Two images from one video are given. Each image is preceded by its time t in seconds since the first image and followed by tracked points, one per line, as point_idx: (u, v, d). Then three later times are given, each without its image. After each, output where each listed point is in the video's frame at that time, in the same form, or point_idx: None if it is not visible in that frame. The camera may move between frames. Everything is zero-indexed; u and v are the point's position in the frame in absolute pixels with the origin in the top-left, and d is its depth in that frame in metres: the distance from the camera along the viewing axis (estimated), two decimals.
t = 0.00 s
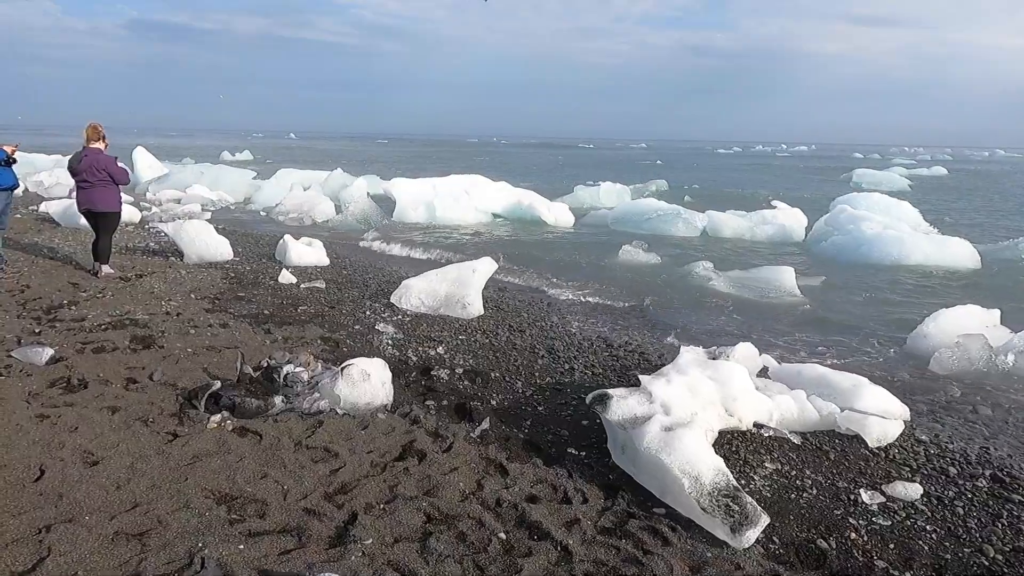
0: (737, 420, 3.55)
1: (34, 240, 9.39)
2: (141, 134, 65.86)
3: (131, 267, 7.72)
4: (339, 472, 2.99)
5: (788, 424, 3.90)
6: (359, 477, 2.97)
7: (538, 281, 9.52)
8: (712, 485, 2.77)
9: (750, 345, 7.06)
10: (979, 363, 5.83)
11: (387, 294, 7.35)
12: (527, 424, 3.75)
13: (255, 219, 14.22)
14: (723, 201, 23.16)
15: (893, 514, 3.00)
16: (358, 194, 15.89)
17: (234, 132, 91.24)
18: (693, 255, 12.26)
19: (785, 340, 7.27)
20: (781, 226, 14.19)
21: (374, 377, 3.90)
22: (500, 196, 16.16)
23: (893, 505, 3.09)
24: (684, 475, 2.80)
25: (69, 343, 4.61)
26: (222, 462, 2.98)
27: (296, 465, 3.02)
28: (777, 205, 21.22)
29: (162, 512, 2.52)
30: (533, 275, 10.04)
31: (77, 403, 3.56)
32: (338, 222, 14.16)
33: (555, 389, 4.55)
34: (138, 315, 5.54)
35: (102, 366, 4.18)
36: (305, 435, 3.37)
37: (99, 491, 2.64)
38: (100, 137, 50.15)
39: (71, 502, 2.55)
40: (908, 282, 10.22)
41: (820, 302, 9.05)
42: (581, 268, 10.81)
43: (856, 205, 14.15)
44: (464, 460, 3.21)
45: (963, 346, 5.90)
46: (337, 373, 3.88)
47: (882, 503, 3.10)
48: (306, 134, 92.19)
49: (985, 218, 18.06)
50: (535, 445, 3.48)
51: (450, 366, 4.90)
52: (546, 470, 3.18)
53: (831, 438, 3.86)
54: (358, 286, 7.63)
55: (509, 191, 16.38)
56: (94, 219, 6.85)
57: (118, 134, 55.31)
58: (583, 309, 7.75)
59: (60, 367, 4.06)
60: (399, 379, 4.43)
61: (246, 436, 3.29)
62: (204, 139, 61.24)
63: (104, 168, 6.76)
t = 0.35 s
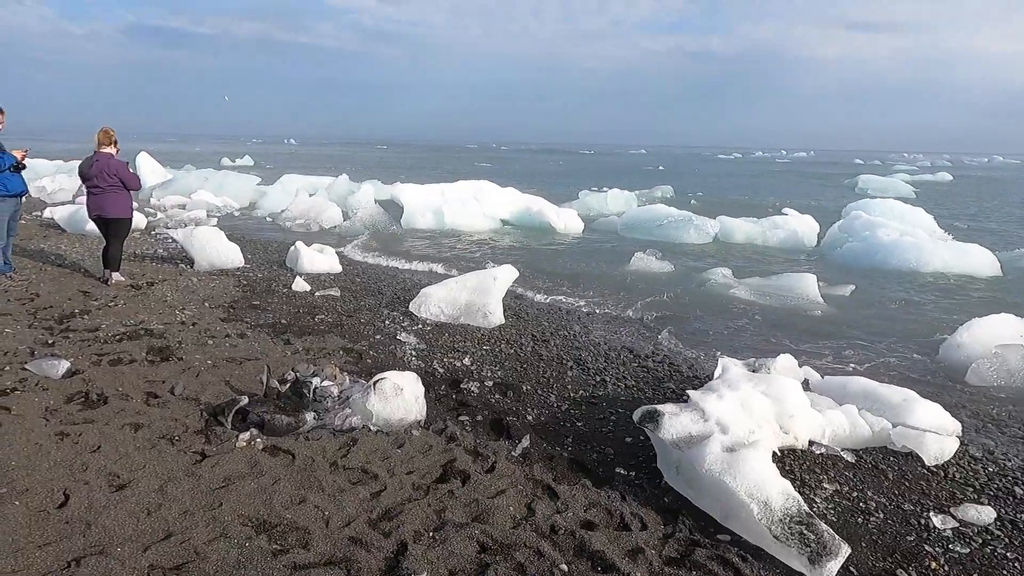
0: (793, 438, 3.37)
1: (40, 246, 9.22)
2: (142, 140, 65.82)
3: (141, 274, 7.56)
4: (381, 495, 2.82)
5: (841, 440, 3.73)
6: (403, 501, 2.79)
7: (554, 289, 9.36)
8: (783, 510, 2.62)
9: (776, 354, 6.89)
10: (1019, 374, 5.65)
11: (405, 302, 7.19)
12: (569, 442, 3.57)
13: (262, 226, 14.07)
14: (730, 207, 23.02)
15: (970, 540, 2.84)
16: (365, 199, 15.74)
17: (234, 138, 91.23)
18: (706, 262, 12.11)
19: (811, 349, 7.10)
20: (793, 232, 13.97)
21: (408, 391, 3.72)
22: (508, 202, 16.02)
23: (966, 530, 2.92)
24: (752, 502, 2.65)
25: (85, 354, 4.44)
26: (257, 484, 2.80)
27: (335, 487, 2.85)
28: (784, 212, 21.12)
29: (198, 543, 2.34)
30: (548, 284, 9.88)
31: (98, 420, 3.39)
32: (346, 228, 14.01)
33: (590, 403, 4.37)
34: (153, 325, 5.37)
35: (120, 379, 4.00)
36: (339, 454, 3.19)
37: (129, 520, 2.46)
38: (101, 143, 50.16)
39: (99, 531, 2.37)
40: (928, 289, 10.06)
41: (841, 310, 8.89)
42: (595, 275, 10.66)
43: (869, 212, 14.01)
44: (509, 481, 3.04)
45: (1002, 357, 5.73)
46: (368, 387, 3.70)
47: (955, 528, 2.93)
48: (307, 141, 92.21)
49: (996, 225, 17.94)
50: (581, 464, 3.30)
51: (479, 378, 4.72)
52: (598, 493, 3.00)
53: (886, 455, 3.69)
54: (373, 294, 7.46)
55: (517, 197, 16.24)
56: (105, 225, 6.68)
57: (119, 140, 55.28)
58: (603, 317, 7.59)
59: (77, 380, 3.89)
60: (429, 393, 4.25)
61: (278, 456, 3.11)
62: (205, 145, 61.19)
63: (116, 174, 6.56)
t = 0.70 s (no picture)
0: (866, 459, 3.20)
1: (66, 250, 9.19)
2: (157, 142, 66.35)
3: (169, 279, 7.50)
4: (444, 519, 2.69)
5: (909, 460, 3.56)
6: (467, 525, 2.67)
7: (581, 297, 9.23)
8: (874, 541, 2.51)
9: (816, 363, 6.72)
10: None
11: (435, 309, 7.08)
12: (626, 460, 3.43)
13: (282, 230, 14.02)
14: (750, 211, 22.78)
15: None
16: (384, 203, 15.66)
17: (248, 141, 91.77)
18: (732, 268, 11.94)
19: (851, 358, 6.91)
20: (819, 237, 13.68)
21: (458, 407, 3.60)
22: (528, 206, 15.89)
23: None
24: (842, 532, 2.54)
25: (122, 364, 4.35)
26: (316, 507, 2.69)
27: (395, 510, 2.73)
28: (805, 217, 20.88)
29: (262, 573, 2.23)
30: (575, 290, 9.75)
31: (143, 435, 3.29)
32: (366, 232, 13.94)
33: (640, 417, 4.23)
34: (187, 333, 5.28)
35: (161, 391, 3.91)
36: (394, 474, 3.08)
37: (188, 547, 2.35)
38: (119, 146, 50.67)
39: (160, 558, 2.26)
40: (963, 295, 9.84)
41: (876, 318, 8.70)
42: (621, 282, 10.52)
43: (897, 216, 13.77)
44: (574, 504, 2.91)
45: None
46: (417, 402, 3.58)
47: None
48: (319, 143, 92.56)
49: None
50: (644, 486, 3.16)
51: (522, 390, 4.59)
52: (667, 517, 2.87)
53: (958, 475, 3.52)
54: (402, 301, 7.35)
55: (537, 201, 16.12)
56: (136, 231, 6.62)
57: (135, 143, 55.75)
58: (636, 326, 7.44)
59: (118, 393, 3.80)
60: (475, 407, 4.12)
61: (332, 475, 3.00)
62: (221, 147, 61.60)
63: (145, 179, 6.50)
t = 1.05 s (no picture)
0: (961, 477, 3.00)
1: (98, 247, 9.16)
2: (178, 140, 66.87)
3: (202, 278, 7.41)
4: (520, 540, 2.53)
5: (999, 478, 3.34)
6: (544, 547, 2.50)
7: (616, 299, 9.03)
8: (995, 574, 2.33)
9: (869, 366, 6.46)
10: None
11: (472, 310, 6.92)
12: (699, 475, 3.25)
13: (308, 229, 13.96)
14: (777, 210, 22.38)
15: None
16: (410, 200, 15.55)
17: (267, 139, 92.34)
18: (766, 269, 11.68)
19: (905, 361, 6.65)
20: (854, 236, 13.32)
21: (519, 417, 3.44)
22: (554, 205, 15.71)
23: None
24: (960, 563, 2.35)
25: (165, 367, 4.23)
26: (384, 526, 2.54)
27: (467, 530, 2.57)
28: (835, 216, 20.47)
29: None
30: (609, 292, 9.55)
31: (194, 444, 3.15)
32: (392, 231, 13.83)
33: (703, 427, 4.03)
34: (227, 334, 5.17)
35: (208, 396, 3.78)
36: (459, 488, 2.92)
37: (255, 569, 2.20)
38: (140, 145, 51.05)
39: None
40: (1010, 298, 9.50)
41: (922, 321, 8.41)
42: (655, 284, 10.32)
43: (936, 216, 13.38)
44: (653, 524, 2.73)
45: None
46: (477, 411, 3.42)
47: None
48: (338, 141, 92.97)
49: None
50: (723, 504, 2.97)
51: (576, 397, 4.42)
52: (754, 539, 2.68)
53: None
54: (438, 302, 7.20)
55: (564, 200, 15.93)
56: (171, 229, 6.52)
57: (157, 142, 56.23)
58: (678, 328, 7.24)
59: (164, 397, 3.68)
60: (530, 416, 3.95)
61: (395, 490, 2.84)
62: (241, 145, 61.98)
63: (182, 176, 6.38)
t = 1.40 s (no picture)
0: None
1: (126, 246, 9.04)
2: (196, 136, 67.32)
3: (235, 278, 7.26)
4: None
5: None
6: None
7: (653, 302, 8.79)
8: None
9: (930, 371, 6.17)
10: None
11: (512, 313, 6.72)
12: (787, 501, 3.02)
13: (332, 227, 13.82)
14: (804, 207, 21.94)
15: None
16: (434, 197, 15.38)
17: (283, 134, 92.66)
18: (801, 270, 11.38)
19: (965, 366, 6.35)
20: (893, 235, 12.90)
21: (591, 435, 3.22)
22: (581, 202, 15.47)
23: None
24: None
25: (209, 376, 4.07)
26: (467, 563, 2.34)
27: (555, 566, 2.37)
28: (865, 213, 20.00)
29: None
30: (644, 294, 9.30)
31: (251, 463, 2.97)
32: (417, 228, 13.65)
33: (777, 444, 3.80)
34: (267, 339, 4.99)
35: (258, 408, 3.60)
36: (537, 516, 2.72)
37: None
38: (160, 141, 51.49)
39: None
40: None
41: (973, 326, 8.10)
42: (690, 288, 10.07)
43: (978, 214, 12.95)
44: (753, 559, 2.52)
45: None
46: (547, 429, 3.22)
47: None
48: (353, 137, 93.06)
49: None
50: (822, 535, 2.75)
51: (637, 410, 4.20)
52: None
53: None
54: (476, 305, 7.01)
55: (590, 197, 15.68)
56: (205, 229, 6.36)
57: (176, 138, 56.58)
58: (724, 332, 6.99)
59: (214, 410, 3.51)
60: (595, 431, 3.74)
61: (470, 517, 2.65)
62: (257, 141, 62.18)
63: (216, 175, 6.22)
